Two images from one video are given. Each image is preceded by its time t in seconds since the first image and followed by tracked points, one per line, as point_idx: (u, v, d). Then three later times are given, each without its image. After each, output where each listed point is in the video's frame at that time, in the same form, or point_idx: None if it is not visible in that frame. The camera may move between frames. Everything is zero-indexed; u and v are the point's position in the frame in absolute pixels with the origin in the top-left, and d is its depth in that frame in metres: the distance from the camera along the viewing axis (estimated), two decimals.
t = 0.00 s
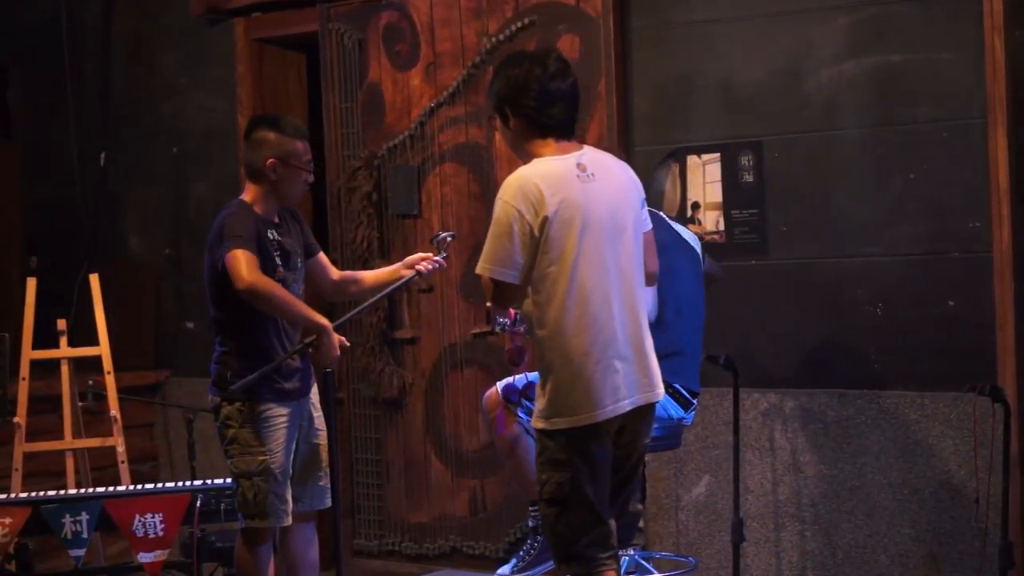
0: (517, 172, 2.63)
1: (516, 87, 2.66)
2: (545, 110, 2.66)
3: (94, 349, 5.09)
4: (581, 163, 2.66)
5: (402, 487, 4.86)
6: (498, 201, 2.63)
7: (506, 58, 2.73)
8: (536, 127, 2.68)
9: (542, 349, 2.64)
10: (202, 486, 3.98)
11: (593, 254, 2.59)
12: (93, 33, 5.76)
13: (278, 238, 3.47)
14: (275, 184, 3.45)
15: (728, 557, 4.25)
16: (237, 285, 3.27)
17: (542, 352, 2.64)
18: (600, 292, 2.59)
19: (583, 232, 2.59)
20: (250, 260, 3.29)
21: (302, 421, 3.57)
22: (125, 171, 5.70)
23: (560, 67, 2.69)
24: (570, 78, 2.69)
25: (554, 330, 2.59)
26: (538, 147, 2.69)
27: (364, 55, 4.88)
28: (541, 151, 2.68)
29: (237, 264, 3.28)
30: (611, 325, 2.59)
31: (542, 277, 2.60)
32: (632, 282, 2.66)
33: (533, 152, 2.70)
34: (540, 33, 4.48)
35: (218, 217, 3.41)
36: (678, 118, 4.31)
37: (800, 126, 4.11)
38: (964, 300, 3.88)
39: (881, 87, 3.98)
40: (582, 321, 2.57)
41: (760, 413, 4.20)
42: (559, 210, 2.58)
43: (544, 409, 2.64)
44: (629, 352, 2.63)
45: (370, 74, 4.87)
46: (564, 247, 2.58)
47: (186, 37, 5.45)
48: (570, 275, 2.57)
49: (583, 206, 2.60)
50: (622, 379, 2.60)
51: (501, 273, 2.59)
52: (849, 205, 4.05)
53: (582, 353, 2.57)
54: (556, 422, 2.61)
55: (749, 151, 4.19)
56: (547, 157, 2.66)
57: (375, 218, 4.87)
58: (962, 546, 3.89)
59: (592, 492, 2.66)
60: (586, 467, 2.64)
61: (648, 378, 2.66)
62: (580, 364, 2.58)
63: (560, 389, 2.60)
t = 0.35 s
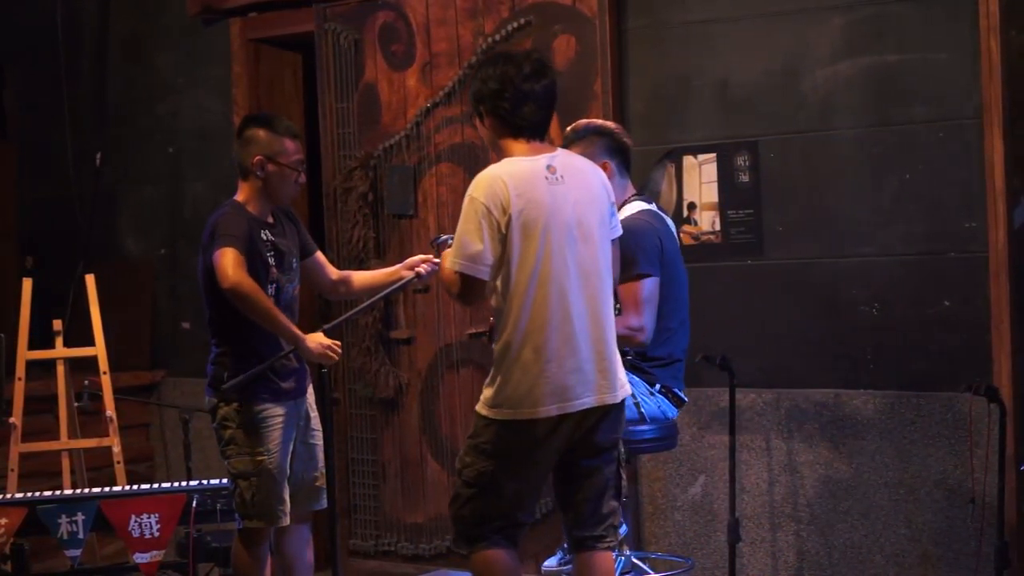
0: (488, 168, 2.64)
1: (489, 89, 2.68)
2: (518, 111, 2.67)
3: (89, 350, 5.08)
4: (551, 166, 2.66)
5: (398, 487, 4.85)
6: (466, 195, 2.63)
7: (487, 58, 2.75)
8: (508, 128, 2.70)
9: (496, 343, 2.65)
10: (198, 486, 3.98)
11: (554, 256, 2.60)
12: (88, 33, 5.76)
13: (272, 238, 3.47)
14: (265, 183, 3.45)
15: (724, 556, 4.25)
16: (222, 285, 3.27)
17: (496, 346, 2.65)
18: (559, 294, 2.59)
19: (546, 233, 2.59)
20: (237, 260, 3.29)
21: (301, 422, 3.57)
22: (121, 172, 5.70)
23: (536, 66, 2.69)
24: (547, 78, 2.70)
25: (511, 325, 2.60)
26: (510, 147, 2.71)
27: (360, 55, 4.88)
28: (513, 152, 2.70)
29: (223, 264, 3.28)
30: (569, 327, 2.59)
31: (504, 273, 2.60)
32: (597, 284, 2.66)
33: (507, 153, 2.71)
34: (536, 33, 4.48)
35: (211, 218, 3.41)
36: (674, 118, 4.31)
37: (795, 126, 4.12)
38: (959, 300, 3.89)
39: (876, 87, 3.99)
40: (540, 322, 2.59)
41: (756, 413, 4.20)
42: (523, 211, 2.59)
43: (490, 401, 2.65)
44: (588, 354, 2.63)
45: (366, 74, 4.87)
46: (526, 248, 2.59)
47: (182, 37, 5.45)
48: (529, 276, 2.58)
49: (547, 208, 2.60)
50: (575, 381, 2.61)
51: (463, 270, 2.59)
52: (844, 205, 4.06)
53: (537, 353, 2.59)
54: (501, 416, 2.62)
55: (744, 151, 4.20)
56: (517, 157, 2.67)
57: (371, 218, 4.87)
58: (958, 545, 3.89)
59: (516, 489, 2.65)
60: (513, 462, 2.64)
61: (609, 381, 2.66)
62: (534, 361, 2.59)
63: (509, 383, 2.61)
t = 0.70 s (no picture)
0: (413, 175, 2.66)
1: (422, 98, 2.66)
2: (447, 116, 2.66)
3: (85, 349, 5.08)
4: (478, 171, 2.64)
5: (393, 487, 4.85)
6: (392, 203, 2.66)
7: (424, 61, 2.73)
8: (439, 134, 2.69)
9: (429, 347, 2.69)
10: (191, 486, 3.93)
11: (477, 262, 2.59)
12: (82, 33, 5.75)
13: (267, 238, 3.47)
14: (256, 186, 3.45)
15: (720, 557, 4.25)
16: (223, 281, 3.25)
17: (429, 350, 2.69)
18: (483, 302, 2.59)
19: (467, 241, 2.59)
20: (234, 257, 3.27)
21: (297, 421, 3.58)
22: (116, 172, 5.70)
23: (469, 69, 2.66)
24: (481, 81, 2.67)
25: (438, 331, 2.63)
26: (443, 153, 2.70)
27: (355, 55, 4.88)
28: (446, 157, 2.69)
29: (224, 259, 3.26)
30: (493, 333, 2.60)
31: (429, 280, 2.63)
32: (528, 288, 2.65)
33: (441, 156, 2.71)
34: (532, 34, 4.48)
35: (206, 219, 3.41)
36: (670, 119, 4.31)
37: (790, 126, 4.12)
38: (954, 301, 3.89)
39: (871, 87, 3.99)
40: (462, 331, 2.60)
41: (751, 414, 4.20)
42: (441, 220, 2.59)
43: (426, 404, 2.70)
44: (517, 360, 2.62)
45: (361, 74, 4.87)
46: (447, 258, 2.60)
47: (177, 37, 5.44)
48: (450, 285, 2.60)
49: (468, 216, 2.59)
50: (504, 386, 2.61)
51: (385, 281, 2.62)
52: (839, 205, 4.06)
53: (461, 361, 2.61)
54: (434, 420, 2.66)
55: (740, 151, 4.20)
56: (445, 163, 2.66)
57: (367, 218, 4.88)
58: (953, 545, 3.90)
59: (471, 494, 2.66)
60: (459, 468, 2.66)
61: (543, 385, 2.65)
62: (459, 367, 2.61)
63: (439, 387, 2.65)
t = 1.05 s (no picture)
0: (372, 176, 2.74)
1: (378, 103, 2.72)
2: (399, 118, 2.71)
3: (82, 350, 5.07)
4: (427, 170, 2.68)
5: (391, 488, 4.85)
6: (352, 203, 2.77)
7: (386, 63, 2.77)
8: (396, 134, 2.74)
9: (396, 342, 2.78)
10: (189, 487, 3.92)
11: (422, 260, 2.65)
12: (79, 33, 5.76)
13: (266, 242, 3.47)
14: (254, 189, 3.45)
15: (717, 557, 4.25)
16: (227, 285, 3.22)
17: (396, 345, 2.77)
18: (430, 300, 2.65)
19: (413, 241, 2.65)
20: (236, 261, 3.24)
21: (292, 420, 3.58)
22: (113, 172, 5.70)
23: (422, 70, 2.71)
24: (433, 80, 2.71)
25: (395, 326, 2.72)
26: (404, 153, 2.76)
27: (352, 55, 4.88)
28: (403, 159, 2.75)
29: (228, 262, 3.24)
30: (441, 330, 2.65)
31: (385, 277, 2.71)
32: (478, 285, 2.67)
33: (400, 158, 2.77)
34: (529, 34, 4.48)
35: (206, 221, 3.40)
36: (667, 119, 4.31)
37: (787, 127, 4.12)
38: (951, 301, 3.89)
39: (867, 87, 3.99)
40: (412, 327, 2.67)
41: (748, 414, 4.21)
42: (389, 222, 2.67)
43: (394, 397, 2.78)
44: (468, 357, 2.65)
45: (358, 74, 4.87)
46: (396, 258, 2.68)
47: (175, 36, 5.44)
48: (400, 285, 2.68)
49: (412, 216, 2.64)
50: (455, 381, 2.65)
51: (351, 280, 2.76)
52: (835, 206, 4.06)
53: (414, 359, 2.68)
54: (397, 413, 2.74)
55: (737, 152, 4.20)
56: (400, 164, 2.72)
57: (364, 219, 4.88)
58: (949, 545, 3.90)
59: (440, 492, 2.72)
60: (433, 467, 2.72)
61: (496, 380, 2.67)
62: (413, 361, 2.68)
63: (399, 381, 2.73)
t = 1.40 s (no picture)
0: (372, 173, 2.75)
1: (381, 103, 2.72)
2: (398, 118, 2.71)
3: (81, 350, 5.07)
4: (424, 169, 2.67)
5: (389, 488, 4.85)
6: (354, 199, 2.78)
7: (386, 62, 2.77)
8: (397, 134, 2.74)
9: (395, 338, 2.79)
10: (188, 486, 3.88)
11: (415, 258, 2.65)
12: (78, 33, 5.76)
13: (263, 244, 3.47)
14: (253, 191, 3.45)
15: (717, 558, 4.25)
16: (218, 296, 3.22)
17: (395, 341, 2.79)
18: (424, 298, 2.65)
19: (407, 240, 2.65)
20: (229, 267, 3.25)
21: (291, 419, 3.58)
22: (113, 172, 5.71)
23: (424, 70, 2.71)
24: (434, 80, 2.71)
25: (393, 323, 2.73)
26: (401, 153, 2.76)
27: (352, 55, 4.88)
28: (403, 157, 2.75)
29: (221, 271, 3.24)
30: (434, 328, 2.65)
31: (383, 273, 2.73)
32: (473, 283, 2.67)
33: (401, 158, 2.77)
34: (528, 34, 4.48)
35: (201, 224, 3.40)
36: (666, 119, 4.31)
37: (786, 127, 4.12)
38: (950, 301, 3.89)
39: (866, 87, 3.99)
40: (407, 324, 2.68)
41: (747, 413, 4.21)
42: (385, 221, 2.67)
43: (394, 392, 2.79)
44: (461, 356, 2.65)
45: (358, 75, 4.87)
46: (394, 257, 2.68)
47: (174, 36, 5.44)
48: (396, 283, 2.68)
49: (405, 214, 2.64)
50: (447, 379, 2.65)
51: (355, 276, 2.79)
52: (834, 207, 4.06)
53: (408, 355, 2.69)
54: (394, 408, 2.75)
55: (736, 152, 4.20)
56: (399, 163, 2.72)
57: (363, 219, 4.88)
58: (948, 546, 3.89)
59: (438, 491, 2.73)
60: (431, 467, 2.72)
61: (489, 379, 2.66)
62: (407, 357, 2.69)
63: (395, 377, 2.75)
